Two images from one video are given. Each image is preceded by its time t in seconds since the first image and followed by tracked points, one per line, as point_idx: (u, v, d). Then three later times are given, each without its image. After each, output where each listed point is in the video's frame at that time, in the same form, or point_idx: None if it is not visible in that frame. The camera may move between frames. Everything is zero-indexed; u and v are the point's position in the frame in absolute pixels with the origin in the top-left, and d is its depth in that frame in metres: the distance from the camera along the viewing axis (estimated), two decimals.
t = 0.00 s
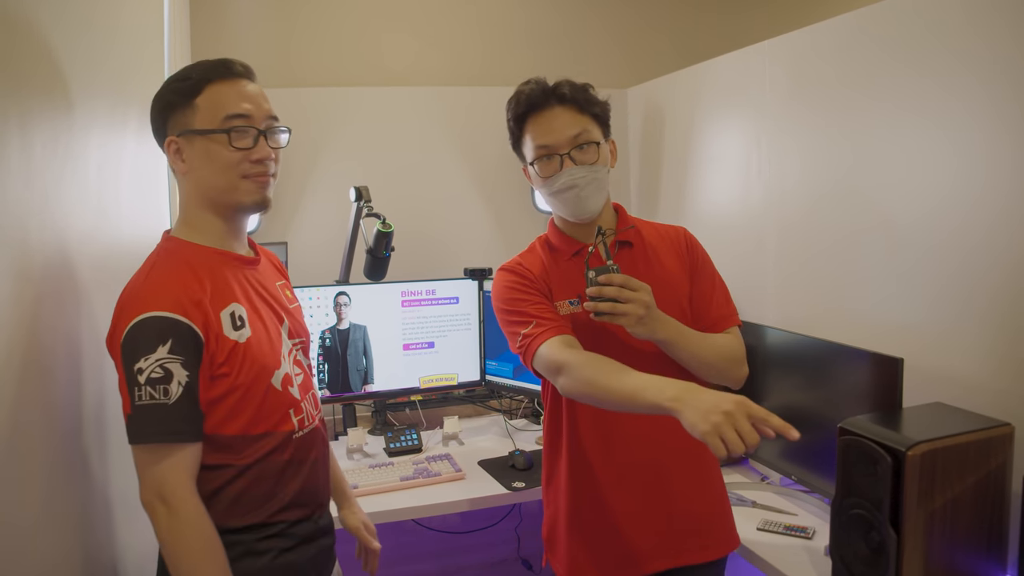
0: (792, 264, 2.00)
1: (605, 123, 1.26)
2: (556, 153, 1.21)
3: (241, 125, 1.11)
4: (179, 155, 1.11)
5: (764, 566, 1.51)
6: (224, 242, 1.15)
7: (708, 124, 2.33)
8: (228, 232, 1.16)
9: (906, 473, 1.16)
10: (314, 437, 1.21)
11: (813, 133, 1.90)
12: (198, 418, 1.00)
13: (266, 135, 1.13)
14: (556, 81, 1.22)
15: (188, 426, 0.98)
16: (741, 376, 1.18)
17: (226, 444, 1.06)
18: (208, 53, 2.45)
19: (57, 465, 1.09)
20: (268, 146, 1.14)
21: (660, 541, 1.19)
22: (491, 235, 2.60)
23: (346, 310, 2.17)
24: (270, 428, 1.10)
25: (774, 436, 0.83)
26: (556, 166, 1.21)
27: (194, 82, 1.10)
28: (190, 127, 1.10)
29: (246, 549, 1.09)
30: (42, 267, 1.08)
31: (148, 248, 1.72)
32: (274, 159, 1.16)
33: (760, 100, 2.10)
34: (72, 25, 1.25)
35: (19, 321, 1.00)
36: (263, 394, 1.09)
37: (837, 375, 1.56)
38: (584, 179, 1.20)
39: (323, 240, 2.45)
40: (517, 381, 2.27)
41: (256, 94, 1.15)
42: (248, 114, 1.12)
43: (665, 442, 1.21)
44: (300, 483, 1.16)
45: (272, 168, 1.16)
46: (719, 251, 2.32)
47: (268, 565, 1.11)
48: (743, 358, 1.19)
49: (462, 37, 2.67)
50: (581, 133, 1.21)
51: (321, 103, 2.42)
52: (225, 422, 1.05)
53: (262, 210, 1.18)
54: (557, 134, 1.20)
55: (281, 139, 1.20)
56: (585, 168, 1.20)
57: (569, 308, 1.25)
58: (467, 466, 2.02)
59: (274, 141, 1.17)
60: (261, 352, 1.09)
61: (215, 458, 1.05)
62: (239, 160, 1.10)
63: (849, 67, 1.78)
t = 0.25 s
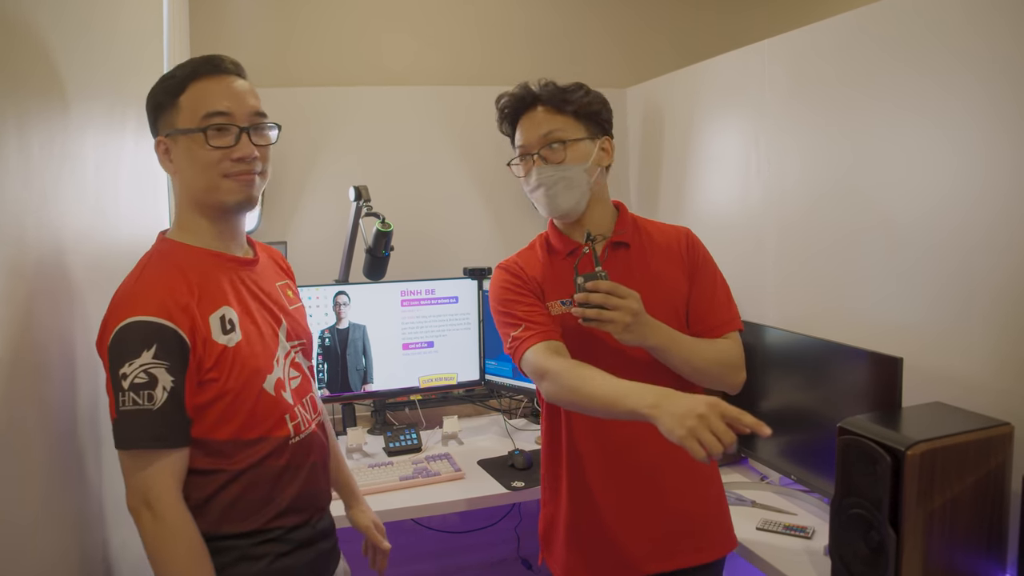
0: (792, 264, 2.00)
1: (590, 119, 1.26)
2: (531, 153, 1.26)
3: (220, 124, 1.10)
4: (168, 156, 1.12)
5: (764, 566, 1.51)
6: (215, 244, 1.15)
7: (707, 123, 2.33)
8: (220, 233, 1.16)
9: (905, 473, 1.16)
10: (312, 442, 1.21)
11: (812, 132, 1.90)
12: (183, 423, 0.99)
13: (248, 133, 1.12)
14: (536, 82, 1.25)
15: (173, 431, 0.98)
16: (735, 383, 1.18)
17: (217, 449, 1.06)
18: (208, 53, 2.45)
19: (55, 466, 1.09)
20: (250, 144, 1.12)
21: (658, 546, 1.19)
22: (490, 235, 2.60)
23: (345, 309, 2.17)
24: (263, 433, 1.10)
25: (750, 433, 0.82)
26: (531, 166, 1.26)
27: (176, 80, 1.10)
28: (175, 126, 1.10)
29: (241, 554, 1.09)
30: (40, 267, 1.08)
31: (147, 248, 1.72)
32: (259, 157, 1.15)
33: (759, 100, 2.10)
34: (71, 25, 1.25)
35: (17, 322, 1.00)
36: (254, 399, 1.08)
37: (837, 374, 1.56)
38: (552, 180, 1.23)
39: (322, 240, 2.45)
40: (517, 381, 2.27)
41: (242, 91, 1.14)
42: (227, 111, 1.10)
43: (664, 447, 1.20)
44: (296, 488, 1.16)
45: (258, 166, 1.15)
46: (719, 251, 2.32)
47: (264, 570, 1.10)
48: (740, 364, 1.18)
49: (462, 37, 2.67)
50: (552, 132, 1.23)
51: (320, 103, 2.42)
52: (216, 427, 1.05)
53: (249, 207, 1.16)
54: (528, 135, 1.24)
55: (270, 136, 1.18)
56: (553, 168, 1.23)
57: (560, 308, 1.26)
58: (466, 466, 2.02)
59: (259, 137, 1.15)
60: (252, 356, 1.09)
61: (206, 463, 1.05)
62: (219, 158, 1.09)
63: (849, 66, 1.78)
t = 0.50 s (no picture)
0: (791, 264, 2.00)
1: (581, 123, 1.28)
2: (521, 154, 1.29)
3: (221, 128, 1.10)
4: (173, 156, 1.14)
5: (763, 566, 1.51)
6: (222, 244, 1.17)
7: (706, 124, 2.33)
8: (225, 234, 1.17)
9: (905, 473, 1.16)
10: (310, 440, 1.20)
11: (812, 132, 1.90)
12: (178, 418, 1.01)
13: (249, 137, 1.12)
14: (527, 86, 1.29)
15: (167, 427, 0.99)
16: (727, 389, 1.17)
17: (212, 445, 1.07)
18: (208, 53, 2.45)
19: (55, 465, 1.09)
20: (251, 147, 1.13)
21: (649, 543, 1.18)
22: (490, 235, 2.60)
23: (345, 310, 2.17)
24: (257, 431, 1.10)
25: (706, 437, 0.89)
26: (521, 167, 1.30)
27: (179, 82, 1.10)
28: (178, 128, 1.11)
29: (231, 546, 1.09)
30: (40, 267, 1.08)
31: (147, 248, 1.72)
32: (261, 160, 1.15)
33: (759, 100, 2.10)
34: (71, 26, 1.25)
35: (17, 323, 1.00)
36: (248, 397, 1.09)
37: (838, 375, 1.55)
38: (536, 179, 1.25)
39: (322, 240, 2.45)
40: (516, 381, 2.27)
41: (244, 93, 1.13)
42: (228, 116, 1.10)
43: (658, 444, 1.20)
44: (292, 484, 1.15)
45: (259, 169, 1.15)
46: (718, 251, 2.32)
47: (253, 564, 1.10)
48: (734, 369, 1.17)
49: (462, 37, 2.67)
50: (539, 133, 1.27)
51: (320, 103, 2.42)
52: (210, 424, 1.07)
53: (251, 209, 1.17)
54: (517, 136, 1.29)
55: (273, 138, 1.19)
56: (539, 168, 1.26)
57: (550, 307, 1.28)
58: (466, 466, 2.03)
59: (261, 140, 1.15)
60: (248, 355, 1.10)
61: (202, 457, 1.07)
62: (220, 163, 1.10)
63: (848, 67, 1.78)
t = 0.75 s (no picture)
0: (791, 264, 2.00)
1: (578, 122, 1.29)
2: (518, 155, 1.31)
3: (239, 129, 1.15)
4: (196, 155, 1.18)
5: (763, 566, 1.51)
6: (240, 239, 1.19)
7: (706, 124, 2.33)
8: (243, 230, 1.19)
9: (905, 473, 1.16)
10: (315, 429, 1.20)
11: (811, 132, 1.91)
12: (183, 398, 1.04)
13: (265, 137, 1.16)
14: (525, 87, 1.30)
15: (172, 405, 1.03)
16: (723, 391, 1.17)
17: (217, 427, 1.10)
18: (208, 53, 2.45)
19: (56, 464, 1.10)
20: (267, 147, 1.16)
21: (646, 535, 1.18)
22: (490, 235, 2.60)
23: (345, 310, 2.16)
24: (260, 416, 1.12)
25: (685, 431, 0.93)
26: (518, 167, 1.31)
27: (202, 86, 1.15)
28: (200, 129, 1.16)
29: (236, 527, 1.12)
30: (40, 267, 1.08)
31: (147, 249, 1.73)
32: (277, 160, 1.18)
33: (759, 100, 2.10)
34: (72, 26, 1.25)
35: (18, 323, 1.00)
36: (252, 381, 1.12)
37: (838, 375, 1.55)
38: (530, 179, 1.27)
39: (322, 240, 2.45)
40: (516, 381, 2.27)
41: (262, 96, 1.18)
42: (246, 117, 1.15)
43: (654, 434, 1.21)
44: (295, 472, 1.17)
45: (276, 168, 1.19)
46: (718, 251, 2.32)
47: (256, 546, 1.13)
48: (729, 371, 1.17)
49: (462, 37, 2.67)
50: (535, 133, 1.28)
51: (320, 103, 2.42)
52: (215, 406, 1.10)
53: (268, 208, 1.21)
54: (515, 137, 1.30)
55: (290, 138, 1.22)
56: (533, 168, 1.27)
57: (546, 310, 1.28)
58: (466, 466, 2.03)
59: (278, 141, 1.19)
60: (252, 342, 1.12)
61: (207, 439, 1.10)
62: (236, 161, 1.15)
63: (848, 67, 1.78)
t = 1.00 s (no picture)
0: (791, 264, 2.00)
1: (577, 124, 1.29)
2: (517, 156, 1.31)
3: (259, 129, 1.22)
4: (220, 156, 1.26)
5: (763, 566, 1.51)
6: (260, 234, 1.26)
7: (706, 124, 2.33)
8: (263, 225, 1.26)
9: (905, 473, 1.16)
10: (322, 419, 1.23)
11: (811, 132, 1.90)
12: (195, 384, 1.10)
13: (283, 137, 1.23)
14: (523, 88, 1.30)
15: (184, 390, 1.09)
16: (723, 391, 1.17)
17: (227, 412, 1.15)
18: (208, 53, 2.45)
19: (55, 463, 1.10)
20: (286, 146, 1.24)
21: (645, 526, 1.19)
22: (490, 235, 2.60)
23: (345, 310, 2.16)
24: (266, 405, 1.17)
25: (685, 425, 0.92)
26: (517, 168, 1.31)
27: (227, 92, 1.24)
28: (223, 130, 1.24)
29: (244, 509, 1.17)
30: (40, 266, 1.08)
31: (147, 249, 1.72)
32: (295, 159, 1.26)
33: (759, 99, 2.10)
34: (72, 26, 1.25)
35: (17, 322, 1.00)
36: (261, 371, 1.16)
37: (838, 375, 1.55)
38: (529, 180, 1.27)
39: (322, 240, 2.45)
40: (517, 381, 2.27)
41: (282, 99, 1.25)
42: (266, 118, 1.23)
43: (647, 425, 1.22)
44: (300, 458, 1.20)
45: (293, 166, 1.26)
46: (718, 251, 2.32)
47: (261, 528, 1.17)
48: (729, 372, 1.17)
49: (461, 37, 2.67)
50: (533, 133, 1.28)
51: (320, 103, 2.42)
52: (225, 394, 1.15)
53: (286, 205, 1.27)
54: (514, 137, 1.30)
55: (307, 141, 1.29)
56: (532, 169, 1.27)
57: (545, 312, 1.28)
58: (466, 466, 2.03)
59: (297, 142, 1.26)
60: (262, 334, 1.17)
61: (217, 423, 1.15)
62: (256, 159, 1.22)
63: (847, 67, 1.78)
